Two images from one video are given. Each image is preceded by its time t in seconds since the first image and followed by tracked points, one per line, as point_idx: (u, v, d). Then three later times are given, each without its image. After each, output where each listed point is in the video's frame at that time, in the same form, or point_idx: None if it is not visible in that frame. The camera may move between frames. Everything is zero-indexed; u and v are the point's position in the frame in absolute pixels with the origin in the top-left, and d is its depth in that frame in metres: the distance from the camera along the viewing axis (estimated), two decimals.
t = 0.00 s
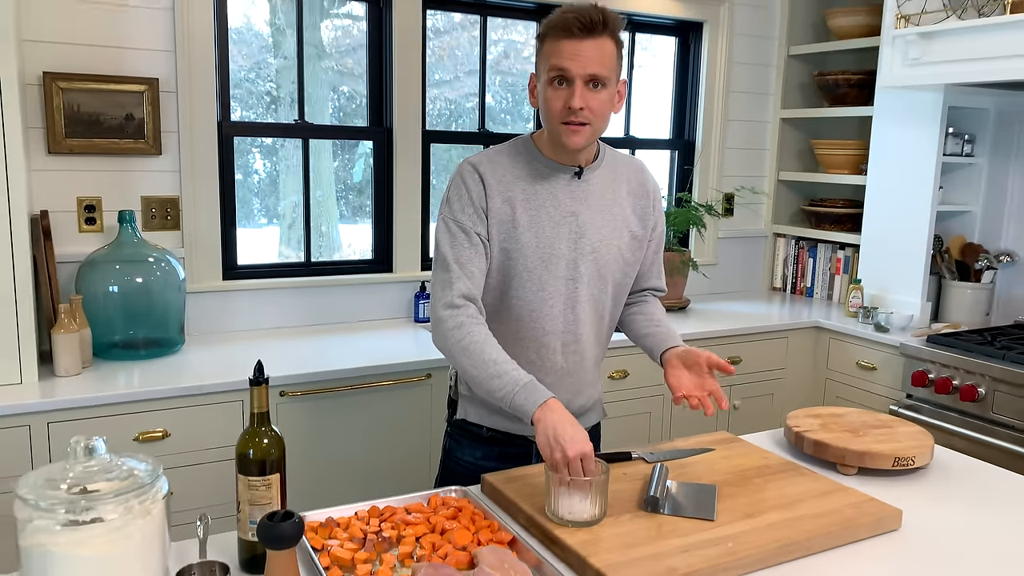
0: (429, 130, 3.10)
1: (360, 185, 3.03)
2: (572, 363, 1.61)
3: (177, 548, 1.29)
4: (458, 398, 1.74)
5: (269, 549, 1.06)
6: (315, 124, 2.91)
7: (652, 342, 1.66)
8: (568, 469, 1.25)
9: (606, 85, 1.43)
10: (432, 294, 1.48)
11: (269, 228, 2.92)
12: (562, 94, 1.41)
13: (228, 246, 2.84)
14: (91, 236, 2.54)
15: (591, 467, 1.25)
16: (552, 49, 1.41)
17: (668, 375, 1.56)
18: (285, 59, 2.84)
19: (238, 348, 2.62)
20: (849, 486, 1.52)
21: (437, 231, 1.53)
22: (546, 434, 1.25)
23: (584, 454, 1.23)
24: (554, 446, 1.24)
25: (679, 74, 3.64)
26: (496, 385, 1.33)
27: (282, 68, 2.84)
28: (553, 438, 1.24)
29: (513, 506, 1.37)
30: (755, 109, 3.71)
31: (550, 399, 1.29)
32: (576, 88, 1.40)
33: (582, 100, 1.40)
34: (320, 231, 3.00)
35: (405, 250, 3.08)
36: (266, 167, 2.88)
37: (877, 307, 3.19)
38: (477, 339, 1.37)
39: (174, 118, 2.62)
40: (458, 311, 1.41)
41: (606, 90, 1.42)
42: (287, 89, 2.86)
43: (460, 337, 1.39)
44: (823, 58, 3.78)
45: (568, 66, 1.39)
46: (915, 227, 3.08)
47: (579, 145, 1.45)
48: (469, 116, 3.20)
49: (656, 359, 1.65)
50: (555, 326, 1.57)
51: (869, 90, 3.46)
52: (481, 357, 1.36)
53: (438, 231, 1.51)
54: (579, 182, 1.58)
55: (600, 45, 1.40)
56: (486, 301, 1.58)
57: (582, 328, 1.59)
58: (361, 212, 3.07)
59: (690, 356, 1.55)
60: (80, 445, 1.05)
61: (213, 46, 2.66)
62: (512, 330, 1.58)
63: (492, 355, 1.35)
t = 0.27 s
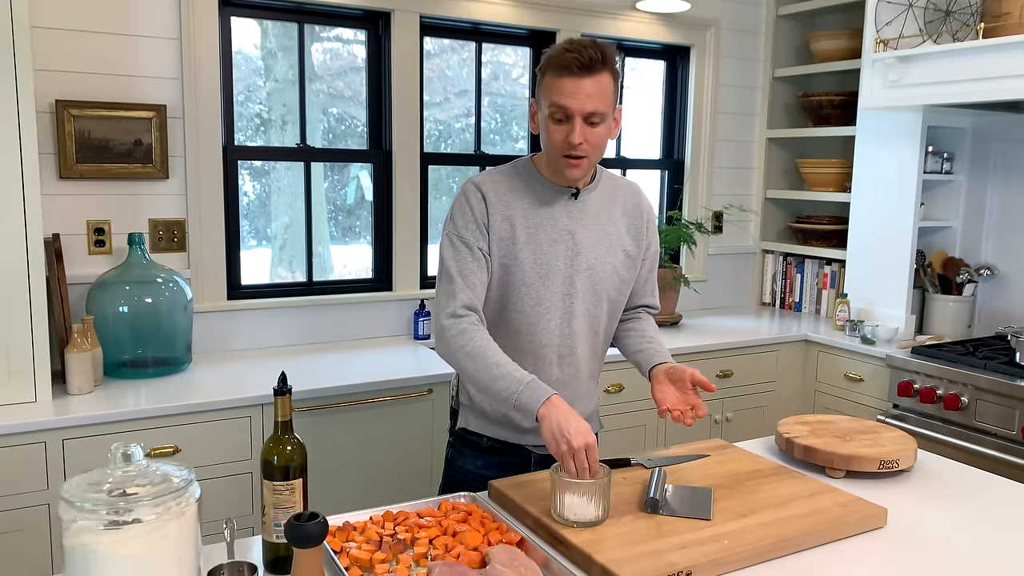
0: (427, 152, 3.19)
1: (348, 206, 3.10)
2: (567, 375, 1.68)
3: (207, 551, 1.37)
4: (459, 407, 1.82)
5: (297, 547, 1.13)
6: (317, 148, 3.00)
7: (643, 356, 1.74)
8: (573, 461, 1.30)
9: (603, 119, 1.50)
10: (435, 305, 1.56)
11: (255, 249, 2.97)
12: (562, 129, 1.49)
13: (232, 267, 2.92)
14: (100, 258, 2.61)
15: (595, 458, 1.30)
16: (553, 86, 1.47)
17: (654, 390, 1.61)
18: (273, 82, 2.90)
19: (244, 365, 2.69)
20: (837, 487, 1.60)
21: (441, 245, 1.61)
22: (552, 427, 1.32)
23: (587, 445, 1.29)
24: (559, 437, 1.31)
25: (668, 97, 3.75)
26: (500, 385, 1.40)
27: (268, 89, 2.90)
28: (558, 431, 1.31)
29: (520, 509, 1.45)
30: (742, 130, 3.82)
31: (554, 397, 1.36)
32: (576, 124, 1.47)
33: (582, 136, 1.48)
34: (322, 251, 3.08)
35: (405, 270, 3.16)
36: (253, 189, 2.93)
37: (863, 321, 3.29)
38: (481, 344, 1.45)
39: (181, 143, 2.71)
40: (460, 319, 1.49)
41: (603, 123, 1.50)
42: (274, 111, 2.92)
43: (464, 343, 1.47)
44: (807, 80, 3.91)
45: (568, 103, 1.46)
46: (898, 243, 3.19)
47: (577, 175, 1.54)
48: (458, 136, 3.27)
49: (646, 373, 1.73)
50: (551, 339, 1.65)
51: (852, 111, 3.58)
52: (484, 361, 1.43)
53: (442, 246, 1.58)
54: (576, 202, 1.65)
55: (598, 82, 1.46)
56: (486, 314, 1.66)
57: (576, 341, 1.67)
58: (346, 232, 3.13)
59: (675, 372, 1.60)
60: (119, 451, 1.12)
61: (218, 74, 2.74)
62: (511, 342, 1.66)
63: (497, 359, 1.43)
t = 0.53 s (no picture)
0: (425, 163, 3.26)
1: (344, 218, 3.17)
2: (564, 378, 1.74)
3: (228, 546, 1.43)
4: (458, 408, 1.85)
5: (316, 538, 1.19)
6: (317, 159, 3.07)
7: (634, 359, 1.79)
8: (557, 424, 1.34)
9: (608, 136, 1.58)
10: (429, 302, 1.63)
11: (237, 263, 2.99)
12: (568, 144, 1.56)
13: (236, 277, 2.98)
14: (107, 268, 2.67)
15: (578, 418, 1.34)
16: (561, 103, 1.54)
17: (642, 391, 1.66)
18: (267, 94, 2.96)
19: (248, 373, 2.75)
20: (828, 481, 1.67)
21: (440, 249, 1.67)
22: (535, 395, 1.38)
23: (570, 408, 1.34)
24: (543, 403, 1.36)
25: (659, 107, 3.84)
26: (484, 366, 1.46)
27: (264, 102, 2.96)
28: (541, 397, 1.37)
29: (525, 503, 1.51)
30: (733, 139, 3.91)
31: (536, 369, 1.42)
32: (583, 141, 1.55)
33: (587, 152, 1.55)
34: (324, 261, 3.14)
35: (404, 278, 3.22)
36: (246, 202, 2.98)
37: (853, 324, 3.37)
38: (465, 336, 1.51)
39: (186, 156, 2.77)
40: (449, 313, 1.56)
41: (608, 140, 1.58)
42: (269, 123, 2.98)
43: (450, 334, 1.53)
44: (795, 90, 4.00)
45: (576, 121, 1.53)
46: (885, 248, 3.27)
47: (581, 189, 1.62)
48: (452, 147, 3.34)
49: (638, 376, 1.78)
50: (550, 342, 1.71)
51: (839, 120, 3.67)
52: (469, 347, 1.49)
53: (442, 249, 1.64)
54: (576, 211, 1.72)
55: (604, 101, 1.54)
56: (486, 317, 1.71)
57: (574, 345, 1.73)
58: (341, 244, 3.18)
59: (664, 374, 1.65)
60: (145, 448, 1.18)
61: (222, 88, 2.81)
62: (510, 344, 1.71)
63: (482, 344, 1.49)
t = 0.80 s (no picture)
0: (424, 167, 3.33)
1: (345, 220, 3.23)
2: (554, 375, 1.80)
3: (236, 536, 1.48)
4: (454, 402, 1.88)
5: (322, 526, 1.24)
6: (318, 163, 3.13)
7: (625, 358, 1.84)
8: (502, 412, 1.33)
9: (611, 147, 1.62)
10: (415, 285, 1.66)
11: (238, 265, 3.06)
12: (572, 153, 1.60)
13: (239, 278, 3.04)
14: (113, 270, 2.73)
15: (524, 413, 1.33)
16: (567, 113, 1.58)
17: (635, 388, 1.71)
18: (266, 98, 3.01)
19: (251, 372, 2.80)
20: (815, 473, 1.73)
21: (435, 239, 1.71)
22: (487, 380, 1.36)
23: (515, 398, 1.33)
24: (493, 388, 1.35)
25: (654, 111, 3.90)
26: (449, 345, 1.46)
27: (263, 105, 3.01)
28: (492, 383, 1.35)
29: (522, 494, 1.57)
30: (726, 142, 3.97)
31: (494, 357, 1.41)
32: (586, 151, 1.59)
33: (589, 162, 1.60)
34: (325, 263, 3.20)
35: (404, 279, 3.28)
36: (247, 204, 3.03)
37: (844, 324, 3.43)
38: (436, 311, 1.53)
39: (190, 159, 2.83)
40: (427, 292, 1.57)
41: (610, 151, 1.62)
42: (268, 126, 3.03)
43: (425, 310, 1.54)
44: (788, 93, 4.06)
45: (580, 131, 1.57)
46: (876, 248, 3.33)
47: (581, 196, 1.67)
48: (450, 150, 3.40)
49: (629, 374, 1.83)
50: (541, 340, 1.76)
51: (830, 123, 3.74)
52: (440, 323, 1.50)
53: (438, 242, 1.68)
54: (573, 216, 1.77)
55: (609, 114, 1.58)
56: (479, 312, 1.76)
57: (564, 344, 1.78)
58: (340, 246, 3.24)
59: (656, 371, 1.71)
60: (158, 440, 1.23)
61: (225, 93, 2.87)
62: (501, 339, 1.76)
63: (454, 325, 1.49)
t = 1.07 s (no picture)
0: (429, 166, 3.36)
1: (349, 219, 3.26)
2: (550, 373, 1.83)
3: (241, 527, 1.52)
4: (454, 399, 1.92)
5: (324, 516, 1.28)
6: (324, 162, 3.17)
7: (620, 357, 1.87)
8: (494, 395, 1.37)
9: (610, 153, 1.65)
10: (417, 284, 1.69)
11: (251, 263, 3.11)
12: (572, 158, 1.64)
13: (245, 276, 3.08)
14: (122, 268, 2.77)
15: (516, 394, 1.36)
16: (569, 120, 1.61)
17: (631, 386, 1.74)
18: (274, 97, 3.05)
19: (257, 368, 2.85)
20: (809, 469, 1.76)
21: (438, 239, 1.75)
22: (478, 365, 1.40)
23: (506, 376, 1.37)
24: (485, 373, 1.39)
25: (657, 111, 3.93)
26: (447, 341, 1.49)
27: (270, 104, 3.05)
28: (483, 367, 1.39)
29: (521, 488, 1.61)
30: (728, 143, 4.00)
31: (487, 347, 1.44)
32: (586, 157, 1.63)
33: (589, 168, 1.63)
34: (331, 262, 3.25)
35: (408, 278, 3.32)
36: (255, 203, 3.08)
37: (845, 323, 3.45)
38: (435, 308, 1.55)
39: (197, 158, 2.87)
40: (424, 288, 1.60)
41: (610, 157, 1.66)
42: (274, 125, 3.07)
43: (420, 307, 1.57)
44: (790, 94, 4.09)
45: (581, 138, 1.61)
46: (876, 248, 3.36)
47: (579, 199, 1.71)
48: (455, 150, 3.44)
49: (624, 373, 1.86)
50: (539, 340, 1.79)
51: (832, 124, 3.76)
52: (436, 319, 1.53)
53: (439, 242, 1.71)
54: (572, 218, 1.81)
55: (610, 122, 1.61)
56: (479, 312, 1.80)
57: (562, 343, 1.82)
58: (346, 245, 3.28)
59: (651, 370, 1.74)
60: (166, 431, 1.28)
61: (232, 93, 2.91)
62: (500, 338, 1.79)
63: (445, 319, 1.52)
